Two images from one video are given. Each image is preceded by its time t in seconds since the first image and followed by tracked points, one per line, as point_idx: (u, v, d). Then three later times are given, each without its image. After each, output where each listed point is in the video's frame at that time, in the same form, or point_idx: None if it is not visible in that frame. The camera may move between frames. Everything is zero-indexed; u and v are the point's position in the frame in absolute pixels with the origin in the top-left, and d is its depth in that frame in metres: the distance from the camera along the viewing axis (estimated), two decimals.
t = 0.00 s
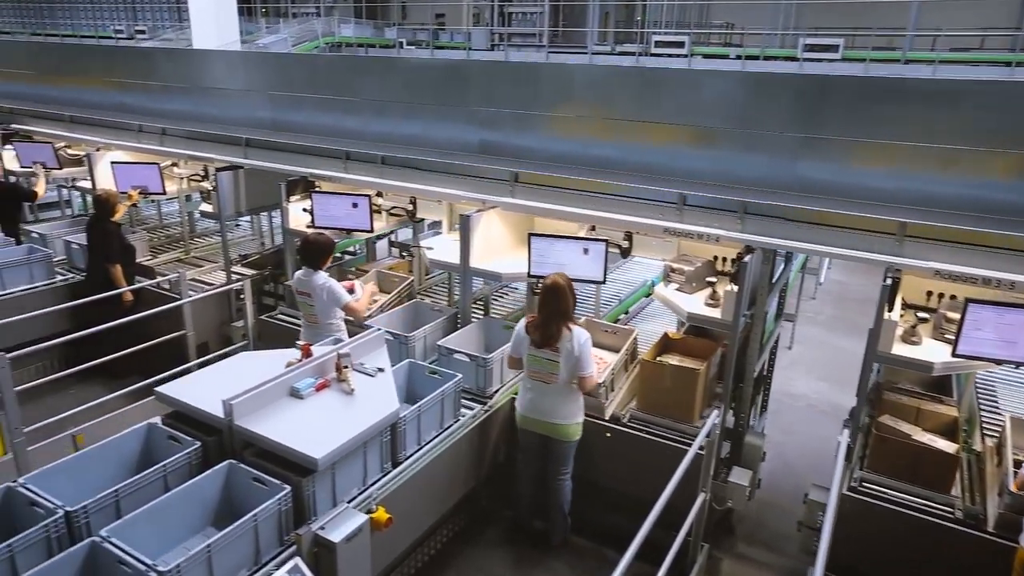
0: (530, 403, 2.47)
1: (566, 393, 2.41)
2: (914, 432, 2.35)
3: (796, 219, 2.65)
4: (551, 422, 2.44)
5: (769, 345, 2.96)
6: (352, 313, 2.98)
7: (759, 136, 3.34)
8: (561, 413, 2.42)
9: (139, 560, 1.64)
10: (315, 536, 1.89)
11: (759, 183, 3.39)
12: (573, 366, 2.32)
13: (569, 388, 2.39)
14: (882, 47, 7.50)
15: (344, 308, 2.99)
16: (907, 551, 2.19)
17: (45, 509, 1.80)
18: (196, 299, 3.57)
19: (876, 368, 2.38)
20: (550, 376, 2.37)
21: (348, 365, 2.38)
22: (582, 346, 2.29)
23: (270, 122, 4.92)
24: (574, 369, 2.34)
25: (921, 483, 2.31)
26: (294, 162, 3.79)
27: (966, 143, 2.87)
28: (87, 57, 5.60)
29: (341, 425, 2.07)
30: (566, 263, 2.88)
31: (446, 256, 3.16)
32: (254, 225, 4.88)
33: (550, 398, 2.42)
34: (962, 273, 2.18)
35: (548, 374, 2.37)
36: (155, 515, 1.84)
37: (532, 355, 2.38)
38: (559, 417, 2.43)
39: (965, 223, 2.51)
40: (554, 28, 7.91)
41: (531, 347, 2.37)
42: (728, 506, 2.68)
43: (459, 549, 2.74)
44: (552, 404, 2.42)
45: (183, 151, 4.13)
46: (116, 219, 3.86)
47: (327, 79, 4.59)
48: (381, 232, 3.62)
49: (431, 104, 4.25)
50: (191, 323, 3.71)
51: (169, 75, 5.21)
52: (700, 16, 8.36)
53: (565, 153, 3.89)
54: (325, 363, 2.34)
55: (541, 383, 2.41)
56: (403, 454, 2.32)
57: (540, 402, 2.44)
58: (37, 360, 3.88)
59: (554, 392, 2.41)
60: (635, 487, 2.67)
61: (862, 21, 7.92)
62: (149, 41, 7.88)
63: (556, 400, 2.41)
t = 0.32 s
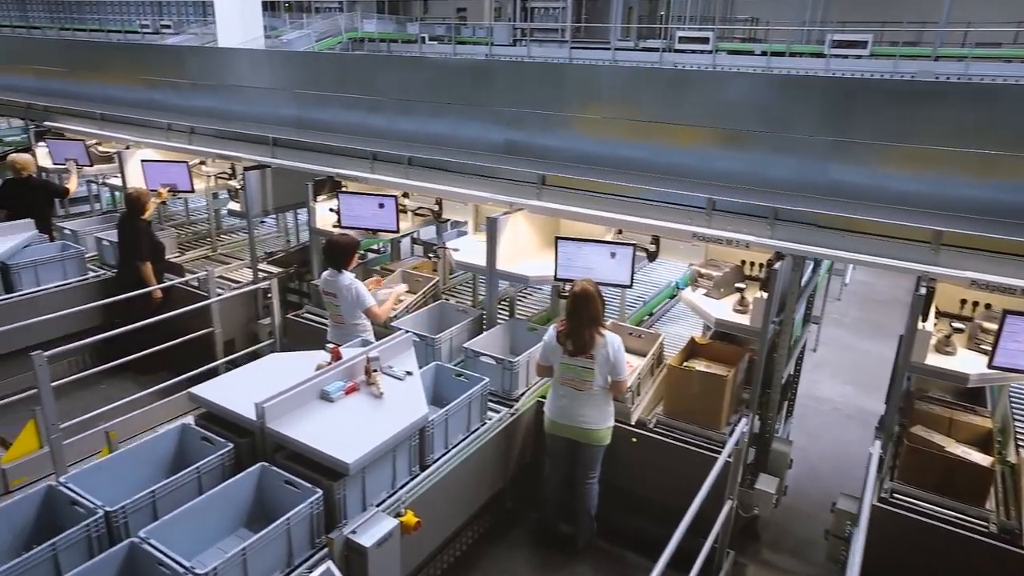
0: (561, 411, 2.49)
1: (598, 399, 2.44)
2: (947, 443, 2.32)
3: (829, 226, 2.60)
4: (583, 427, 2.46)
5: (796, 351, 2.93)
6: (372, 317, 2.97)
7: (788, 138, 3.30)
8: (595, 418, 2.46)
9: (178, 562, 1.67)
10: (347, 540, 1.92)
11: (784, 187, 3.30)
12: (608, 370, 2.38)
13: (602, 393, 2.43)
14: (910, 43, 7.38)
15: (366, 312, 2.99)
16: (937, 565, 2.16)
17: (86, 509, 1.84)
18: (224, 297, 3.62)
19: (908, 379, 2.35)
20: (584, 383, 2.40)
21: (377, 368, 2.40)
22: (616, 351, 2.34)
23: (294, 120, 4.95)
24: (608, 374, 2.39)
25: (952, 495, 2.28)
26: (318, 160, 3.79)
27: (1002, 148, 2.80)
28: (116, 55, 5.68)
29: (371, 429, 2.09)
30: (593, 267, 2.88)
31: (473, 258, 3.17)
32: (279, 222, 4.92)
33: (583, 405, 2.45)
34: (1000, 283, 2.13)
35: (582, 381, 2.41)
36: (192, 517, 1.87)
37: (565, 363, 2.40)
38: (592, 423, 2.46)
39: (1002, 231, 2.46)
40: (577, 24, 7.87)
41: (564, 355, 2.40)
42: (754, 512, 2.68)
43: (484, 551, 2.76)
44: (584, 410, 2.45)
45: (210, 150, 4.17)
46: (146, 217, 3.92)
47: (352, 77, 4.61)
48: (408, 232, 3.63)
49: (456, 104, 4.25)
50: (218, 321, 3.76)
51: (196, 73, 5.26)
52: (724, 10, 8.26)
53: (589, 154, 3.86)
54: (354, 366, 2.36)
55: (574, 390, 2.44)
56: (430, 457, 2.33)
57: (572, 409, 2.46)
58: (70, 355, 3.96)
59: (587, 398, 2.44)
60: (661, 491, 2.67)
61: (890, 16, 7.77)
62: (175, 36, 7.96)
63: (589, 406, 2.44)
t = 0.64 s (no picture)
0: (588, 416, 2.52)
1: (625, 405, 2.46)
2: (979, 456, 2.30)
3: (860, 233, 2.56)
4: (609, 432, 2.48)
5: (823, 358, 2.91)
6: (404, 316, 3.02)
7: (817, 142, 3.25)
8: (622, 424, 2.47)
9: (213, 563, 1.71)
10: (376, 545, 1.95)
11: (811, 190, 3.25)
12: (636, 376, 2.40)
13: (629, 399, 2.45)
14: (940, 40, 7.24)
15: (397, 310, 3.02)
16: None
17: (123, 509, 1.89)
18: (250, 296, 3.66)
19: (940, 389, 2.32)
20: (612, 389, 2.43)
21: (404, 371, 2.42)
22: (644, 358, 2.36)
23: (319, 118, 4.98)
24: (636, 380, 2.41)
25: (985, 508, 2.25)
26: (343, 160, 3.81)
27: None
28: (144, 53, 5.75)
29: (400, 433, 2.11)
30: (619, 272, 2.88)
31: (498, 260, 3.18)
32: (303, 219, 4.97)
33: (610, 410, 2.47)
34: None
35: (609, 387, 2.43)
36: (225, 518, 1.91)
37: (594, 369, 2.44)
38: (618, 429, 2.47)
39: None
40: (599, 20, 7.82)
41: (592, 361, 2.43)
42: (779, 520, 2.67)
43: (508, 553, 2.78)
44: (611, 416, 2.47)
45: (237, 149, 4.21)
46: (175, 215, 3.97)
47: (376, 76, 4.63)
48: (432, 232, 3.64)
49: (480, 103, 4.26)
50: (244, 319, 3.80)
51: (222, 70, 5.31)
52: (749, 6, 8.16)
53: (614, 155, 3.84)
54: (382, 369, 2.38)
55: (602, 396, 2.46)
56: (457, 461, 2.34)
57: (599, 414, 2.48)
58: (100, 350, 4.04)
59: (614, 403, 2.46)
60: (686, 497, 2.67)
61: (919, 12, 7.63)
62: (201, 32, 8.04)
63: (616, 411, 2.46)
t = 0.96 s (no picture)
0: (613, 421, 2.52)
1: (651, 411, 2.46)
2: (1013, 468, 2.26)
3: (893, 240, 2.53)
4: (634, 437, 2.48)
5: (851, 365, 2.88)
6: (434, 313, 3.07)
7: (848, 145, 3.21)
8: (647, 430, 2.47)
9: (247, 564, 1.74)
10: (406, 548, 1.97)
11: (840, 195, 3.21)
12: (663, 383, 2.39)
13: (655, 405, 2.45)
14: (971, 37, 7.10)
15: (426, 309, 3.06)
16: None
17: (158, 509, 1.93)
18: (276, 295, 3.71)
19: (974, 400, 2.29)
20: (638, 395, 2.43)
21: (432, 375, 2.43)
22: (672, 364, 2.36)
23: (342, 117, 5.01)
24: (663, 387, 2.41)
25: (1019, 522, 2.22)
26: (368, 160, 3.83)
27: None
28: (171, 51, 5.82)
29: (429, 437, 2.13)
30: (646, 275, 2.87)
31: (522, 262, 3.18)
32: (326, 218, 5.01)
33: (636, 416, 2.47)
34: None
35: (636, 393, 2.43)
36: (257, 519, 1.95)
37: (620, 374, 2.44)
38: (643, 434, 2.47)
39: None
40: (620, 17, 7.77)
41: (619, 367, 2.44)
42: (805, 528, 2.67)
43: (531, 554, 2.80)
44: (637, 421, 2.47)
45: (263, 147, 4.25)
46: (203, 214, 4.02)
47: (400, 75, 4.64)
48: (457, 232, 3.68)
49: (504, 103, 4.26)
50: (270, 318, 3.84)
51: (248, 69, 5.35)
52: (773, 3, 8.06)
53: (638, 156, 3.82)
54: (410, 372, 2.40)
55: (628, 402, 2.47)
56: (483, 464, 2.36)
57: (624, 419, 2.48)
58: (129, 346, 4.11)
59: (640, 409, 2.46)
60: (711, 503, 2.67)
61: (948, 9, 7.49)
62: (225, 29, 8.11)
63: (641, 417, 2.46)
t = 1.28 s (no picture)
0: (639, 425, 2.51)
1: (679, 417, 2.46)
2: None
3: (926, 248, 2.49)
4: (660, 443, 2.48)
5: (881, 372, 2.84)
6: (461, 314, 3.07)
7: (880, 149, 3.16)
8: (674, 435, 2.46)
9: (281, 565, 1.77)
10: (436, 551, 1.99)
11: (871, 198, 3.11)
12: (691, 389, 2.39)
13: (683, 410, 2.45)
14: (1003, 34, 6.94)
15: (452, 310, 3.06)
16: None
17: (193, 507, 1.96)
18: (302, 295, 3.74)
19: (1009, 412, 2.25)
20: (666, 401, 2.42)
21: (460, 378, 2.45)
22: (700, 370, 2.35)
23: (367, 116, 5.03)
24: (691, 392, 2.40)
25: None
26: (394, 160, 3.85)
27: None
28: (198, 50, 5.88)
29: (458, 440, 2.15)
30: (673, 280, 2.86)
31: (549, 264, 3.19)
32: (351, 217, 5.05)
33: (663, 422, 2.46)
34: None
35: (664, 398, 2.42)
36: (289, 519, 1.98)
37: (648, 379, 2.43)
38: (670, 440, 2.47)
39: None
40: (644, 15, 7.70)
41: (647, 372, 2.43)
42: (833, 536, 2.65)
43: (556, 556, 2.81)
44: (664, 427, 2.46)
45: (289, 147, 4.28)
46: (231, 212, 4.07)
47: (425, 75, 4.65)
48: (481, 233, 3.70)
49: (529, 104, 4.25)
50: (296, 316, 3.89)
51: (274, 68, 5.40)
52: None
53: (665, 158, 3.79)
54: (438, 375, 2.41)
55: (655, 407, 2.46)
56: (510, 467, 2.37)
57: (651, 424, 2.48)
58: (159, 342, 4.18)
59: (667, 415, 2.45)
60: (738, 509, 2.66)
61: (979, 6, 7.33)
62: (249, 27, 8.17)
63: (669, 423, 2.46)
